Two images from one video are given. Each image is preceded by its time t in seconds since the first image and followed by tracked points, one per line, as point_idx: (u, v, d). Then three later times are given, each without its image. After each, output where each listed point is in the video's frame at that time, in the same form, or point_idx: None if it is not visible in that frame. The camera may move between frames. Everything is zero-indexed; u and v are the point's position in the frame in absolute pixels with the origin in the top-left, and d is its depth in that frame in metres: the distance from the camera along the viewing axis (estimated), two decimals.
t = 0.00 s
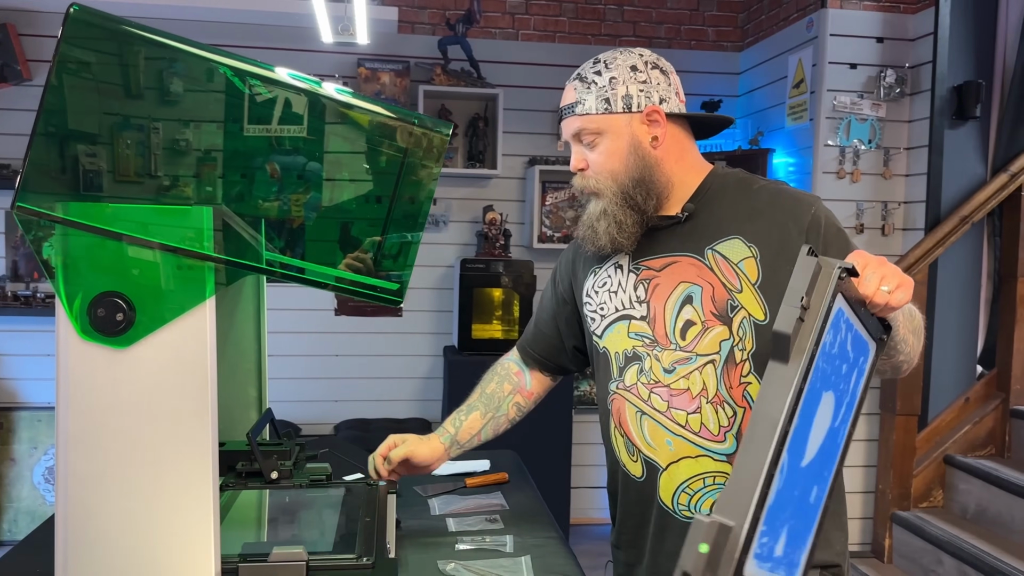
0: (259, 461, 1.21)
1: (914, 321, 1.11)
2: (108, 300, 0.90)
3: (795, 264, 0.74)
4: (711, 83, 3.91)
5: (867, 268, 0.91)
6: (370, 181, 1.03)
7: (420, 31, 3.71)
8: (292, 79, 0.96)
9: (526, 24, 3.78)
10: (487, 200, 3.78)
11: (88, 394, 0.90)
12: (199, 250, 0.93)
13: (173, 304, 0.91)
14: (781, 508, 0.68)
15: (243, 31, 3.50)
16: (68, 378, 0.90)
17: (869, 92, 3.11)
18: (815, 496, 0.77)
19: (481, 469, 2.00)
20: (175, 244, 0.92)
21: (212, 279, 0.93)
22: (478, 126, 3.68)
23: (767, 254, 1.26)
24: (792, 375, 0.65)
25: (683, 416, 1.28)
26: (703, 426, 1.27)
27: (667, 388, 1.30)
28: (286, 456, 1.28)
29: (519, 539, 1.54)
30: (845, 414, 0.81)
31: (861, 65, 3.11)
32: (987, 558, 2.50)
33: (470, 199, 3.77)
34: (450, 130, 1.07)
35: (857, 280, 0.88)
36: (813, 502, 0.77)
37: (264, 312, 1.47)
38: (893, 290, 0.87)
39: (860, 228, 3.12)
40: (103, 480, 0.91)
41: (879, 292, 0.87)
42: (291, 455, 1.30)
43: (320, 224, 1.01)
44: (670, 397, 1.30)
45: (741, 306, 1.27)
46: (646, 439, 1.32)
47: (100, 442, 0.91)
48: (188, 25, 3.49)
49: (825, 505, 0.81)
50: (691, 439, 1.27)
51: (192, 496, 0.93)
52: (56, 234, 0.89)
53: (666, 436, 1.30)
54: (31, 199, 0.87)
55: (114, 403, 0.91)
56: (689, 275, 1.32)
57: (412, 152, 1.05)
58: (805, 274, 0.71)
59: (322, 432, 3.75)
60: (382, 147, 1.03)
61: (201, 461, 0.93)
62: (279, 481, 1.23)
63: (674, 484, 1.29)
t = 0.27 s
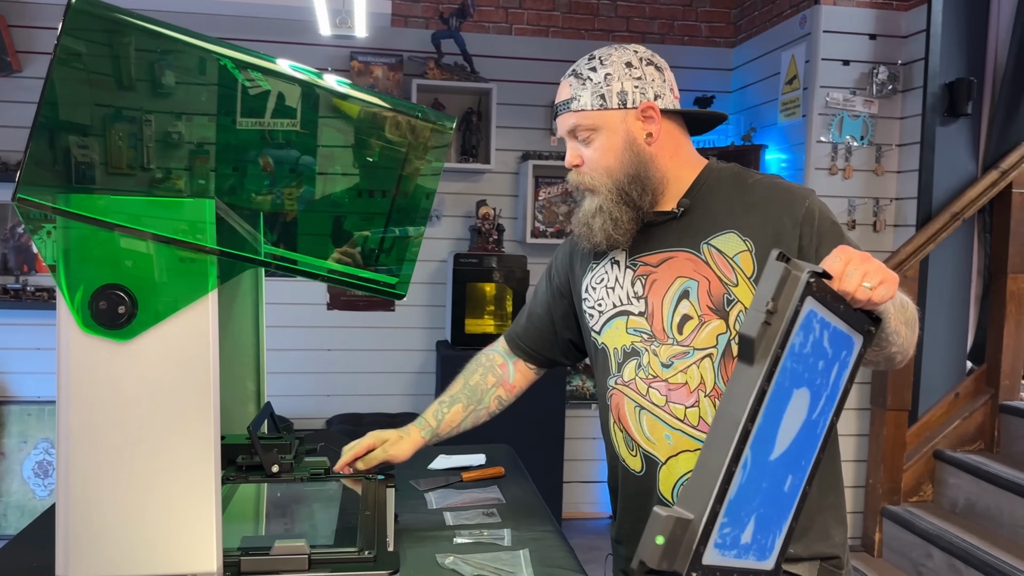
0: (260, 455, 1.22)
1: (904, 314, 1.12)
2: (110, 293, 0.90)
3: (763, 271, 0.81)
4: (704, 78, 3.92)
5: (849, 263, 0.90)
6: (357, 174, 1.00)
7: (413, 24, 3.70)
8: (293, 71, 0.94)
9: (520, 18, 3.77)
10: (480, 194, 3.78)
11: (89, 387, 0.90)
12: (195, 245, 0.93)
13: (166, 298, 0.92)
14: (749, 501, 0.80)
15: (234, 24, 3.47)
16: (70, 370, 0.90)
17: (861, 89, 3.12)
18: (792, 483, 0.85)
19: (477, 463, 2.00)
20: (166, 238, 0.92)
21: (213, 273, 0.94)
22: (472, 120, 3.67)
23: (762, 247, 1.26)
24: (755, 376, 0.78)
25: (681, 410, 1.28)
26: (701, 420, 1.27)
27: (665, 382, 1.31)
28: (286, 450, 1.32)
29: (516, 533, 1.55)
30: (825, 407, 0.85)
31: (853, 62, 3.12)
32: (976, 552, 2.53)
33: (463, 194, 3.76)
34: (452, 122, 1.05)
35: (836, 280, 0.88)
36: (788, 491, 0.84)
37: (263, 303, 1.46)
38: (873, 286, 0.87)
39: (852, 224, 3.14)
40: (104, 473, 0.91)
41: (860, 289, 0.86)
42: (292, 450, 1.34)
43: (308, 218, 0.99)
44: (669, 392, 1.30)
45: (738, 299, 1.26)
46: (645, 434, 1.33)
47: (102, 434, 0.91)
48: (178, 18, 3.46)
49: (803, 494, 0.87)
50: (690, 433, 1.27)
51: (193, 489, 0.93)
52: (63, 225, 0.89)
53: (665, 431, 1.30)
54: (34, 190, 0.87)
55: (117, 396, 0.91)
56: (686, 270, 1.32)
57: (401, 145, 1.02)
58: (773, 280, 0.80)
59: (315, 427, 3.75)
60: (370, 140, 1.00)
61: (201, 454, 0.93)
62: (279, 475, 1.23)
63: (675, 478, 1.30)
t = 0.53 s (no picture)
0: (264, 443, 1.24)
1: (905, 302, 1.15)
2: (115, 281, 0.89)
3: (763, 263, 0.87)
4: (698, 71, 3.92)
5: (849, 253, 0.93)
6: (344, 166, 0.96)
7: (407, 15, 3.68)
8: (296, 59, 0.91)
9: (514, 10, 3.76)
10: (475, 187, 3.77)
11: (95, 377, 0.89)
12: (188, 233, 0.91)
13: (162, 289, 0.90)
14: (754, 483, 0.88)
15: (228, 14, 3.45)
16: (75, 361, 0.88)
17: (856, 82, 3.14)
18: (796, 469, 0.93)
19: (475, 454, 2.02)
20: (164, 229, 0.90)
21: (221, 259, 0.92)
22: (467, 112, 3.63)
23: (764, 238, 1.28)
24: (755, 364, 0.84)
25: (685, 400, 1.29)
26: (705, 409, 1.28)
27: (669, 372, 1.31)
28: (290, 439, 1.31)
29: (516, 523, 1.57)
30: (826, 395, 0.92)
31: (848, 56, 3.13)
32: (967, 543, 2.57)
33: (458, 186, 3.76)
34: (457, 111, 1.00)
35: (836, 271, 0.91)
36: (790, 477, 0.92)
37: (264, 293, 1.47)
38: (871, 276, 0.92)
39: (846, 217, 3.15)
40: (110, 465, 0.90)
41: (859, 279, 0.91)
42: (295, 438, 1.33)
43: (299, 209, 0.96)
44: (673, 382, 1.31)
45: (740, 290, 1.28)
46: (648, 424, 1.33)
47: (107, 425, 0.89)
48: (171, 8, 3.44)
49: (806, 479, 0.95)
50: (694, 423, 1.29)
51: (200, 479, 0.92)
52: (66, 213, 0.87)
53: (669, 421, 1.31)
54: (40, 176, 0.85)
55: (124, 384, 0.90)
56: (688, 262, 1.33)
57: (391, 139, 0.98)
58: (772, 269, 0.86)
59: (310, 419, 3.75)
60: (359, 133, 0.96)
61: (208, 444, 0.92)
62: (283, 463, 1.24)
63: (679, 467, 1.31)
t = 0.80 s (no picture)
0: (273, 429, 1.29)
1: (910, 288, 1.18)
2: (127, 268, 0.88)
3: (777, 270, 0.87)
4: (695, 62, 3.91)
5: (857, 250, 0.97)
6: (334, 156, 0.97)
7: (404, 5, 3.66)
8: (304, 45, 0.92)
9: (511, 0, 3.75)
10: (472, 177, 3.77)
11: (107, 364, 0.88)
12: (187, 219, 0.91)
13: (164, 278, 0.89)
14: (785, 484, 0.91)
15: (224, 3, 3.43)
16: (85, 348, 0.88)
17: (852, 74, 3.14)
18: (817, 465, 0.96)
19: (476, 443, 2.03)
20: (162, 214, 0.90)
21: (231, 248, 0.92)
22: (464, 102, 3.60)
23: (770, 227, 1.29)
24: (776, 370, 0.85)
25: (696, 389, 1.31)
26: (716, 398, 1.30)
27: (678, 362, 1.32)
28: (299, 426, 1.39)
29: (520, 509, 1.59)
30: (843, 389, 0.96)
31: (845, 47, 3.13)
32: (962, 531, 2.60)
33: (455, 177, 3.76)
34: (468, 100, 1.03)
35: (846, 266, 0.95)
36: (814, 472, 0.96)
37: (270, 284, 1.48)
38: (880, 270, 0.95)
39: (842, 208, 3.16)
40: (122, 451, 0.90)
41: (869, 275, 0.95)
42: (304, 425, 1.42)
43: (295, 199, 0.97)
44: (682, 371, 1.32)
45: (747, 279, 1.30)
46: (659, 414, 1.34)
47: (119, 412, 0.89)
48: None
49: (828, 470, 0.99)
50: (705, 412, 1.30)
51: (212, 466, 0.92)
52: (75, 201, 0.87)
53: (680, 411, 1.32)
54: (51, 165, 0.86)
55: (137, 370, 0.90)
56: (694, 252, 1.34)
57: (382, 129, 0.99)
58: (786, 275, 0.86)
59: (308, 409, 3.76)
60: (350, 124, 0.97)
61: (220, 430, 0.92)
62: (292, 450, 1.30)
63: (690, 456, 1.32)
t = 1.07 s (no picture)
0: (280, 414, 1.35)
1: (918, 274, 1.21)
2: (136, 252, 0.89)
3: (795, 265, 0.86)
4: (692, 50, 3.90)
5: (869, 239, 0.99)
6: (326, 144, 0.97)
7: None
8: (309, 28, 0.93)
9: None
10: (469, 166, 3.77)
11: (116, 348, 0.89)
12: (187, 206, 0.91)
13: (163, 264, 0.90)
14: (804, 473, 0.93)
15: None
16: (95, 332, 0.89)
17: (850, 62, 3.14)
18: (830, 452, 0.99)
19: (478, 429, 2.04)
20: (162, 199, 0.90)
21: (238, 233, 0.93)
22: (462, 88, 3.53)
23: (776, 212, 1.31)
24: (795, 363, 0.85)
25: (703, 373, 1.32)
26: (723, 382, 1.31)
27: (686, 347, 1.34)
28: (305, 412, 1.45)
29: (522, 495, 1.60)
30: (854, 376, 0.99)
31: (842, 35, 3.13)
32: (957, 517, 2.63)
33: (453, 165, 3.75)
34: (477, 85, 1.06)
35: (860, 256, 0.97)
36: (828, 459, 0.99)
37: (274, 275, 1.50)
38: (892, 258, 0.97)
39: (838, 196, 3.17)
40: (132, 434, 0.90)
41: (881, 263, 0.97)
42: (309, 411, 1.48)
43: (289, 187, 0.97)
44: (690, 356, 1.34)
45: (754, 264, 1.31)
46: (666, 399, 1.36)
47: (129, 395, 0.90)
48: None
49: (840, 459, 1.03)
50: (713, 396, 1.32)
51: (222, 448, 0.93)
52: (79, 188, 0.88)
53: (687, 395, 1.34)
54: (58, 149, 0.86)
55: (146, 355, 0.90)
56: (700, 238, 1.35)
57: (373, 119, 0.99)
58: (803, 268, 0.85)
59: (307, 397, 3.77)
60: (341, 112, 0.97)
61: (229, 412, 0.93)
62: (299, 434, 1.36)
63: (696, 440, 1.33)
